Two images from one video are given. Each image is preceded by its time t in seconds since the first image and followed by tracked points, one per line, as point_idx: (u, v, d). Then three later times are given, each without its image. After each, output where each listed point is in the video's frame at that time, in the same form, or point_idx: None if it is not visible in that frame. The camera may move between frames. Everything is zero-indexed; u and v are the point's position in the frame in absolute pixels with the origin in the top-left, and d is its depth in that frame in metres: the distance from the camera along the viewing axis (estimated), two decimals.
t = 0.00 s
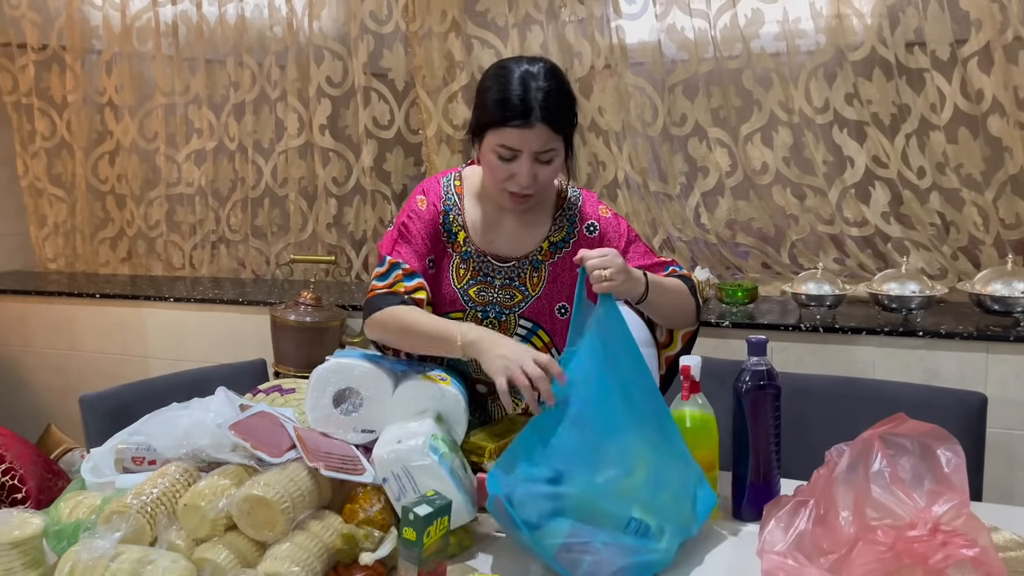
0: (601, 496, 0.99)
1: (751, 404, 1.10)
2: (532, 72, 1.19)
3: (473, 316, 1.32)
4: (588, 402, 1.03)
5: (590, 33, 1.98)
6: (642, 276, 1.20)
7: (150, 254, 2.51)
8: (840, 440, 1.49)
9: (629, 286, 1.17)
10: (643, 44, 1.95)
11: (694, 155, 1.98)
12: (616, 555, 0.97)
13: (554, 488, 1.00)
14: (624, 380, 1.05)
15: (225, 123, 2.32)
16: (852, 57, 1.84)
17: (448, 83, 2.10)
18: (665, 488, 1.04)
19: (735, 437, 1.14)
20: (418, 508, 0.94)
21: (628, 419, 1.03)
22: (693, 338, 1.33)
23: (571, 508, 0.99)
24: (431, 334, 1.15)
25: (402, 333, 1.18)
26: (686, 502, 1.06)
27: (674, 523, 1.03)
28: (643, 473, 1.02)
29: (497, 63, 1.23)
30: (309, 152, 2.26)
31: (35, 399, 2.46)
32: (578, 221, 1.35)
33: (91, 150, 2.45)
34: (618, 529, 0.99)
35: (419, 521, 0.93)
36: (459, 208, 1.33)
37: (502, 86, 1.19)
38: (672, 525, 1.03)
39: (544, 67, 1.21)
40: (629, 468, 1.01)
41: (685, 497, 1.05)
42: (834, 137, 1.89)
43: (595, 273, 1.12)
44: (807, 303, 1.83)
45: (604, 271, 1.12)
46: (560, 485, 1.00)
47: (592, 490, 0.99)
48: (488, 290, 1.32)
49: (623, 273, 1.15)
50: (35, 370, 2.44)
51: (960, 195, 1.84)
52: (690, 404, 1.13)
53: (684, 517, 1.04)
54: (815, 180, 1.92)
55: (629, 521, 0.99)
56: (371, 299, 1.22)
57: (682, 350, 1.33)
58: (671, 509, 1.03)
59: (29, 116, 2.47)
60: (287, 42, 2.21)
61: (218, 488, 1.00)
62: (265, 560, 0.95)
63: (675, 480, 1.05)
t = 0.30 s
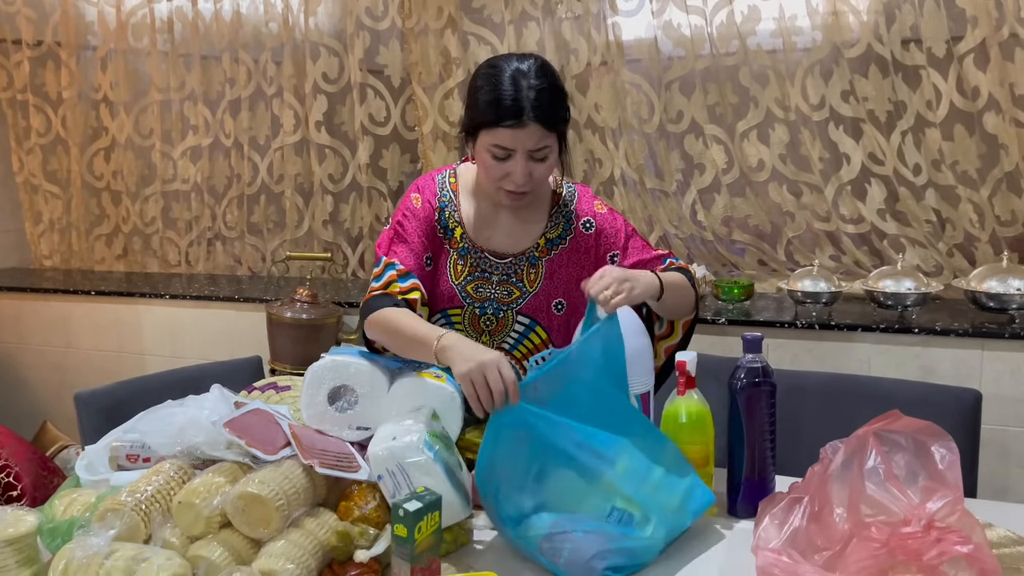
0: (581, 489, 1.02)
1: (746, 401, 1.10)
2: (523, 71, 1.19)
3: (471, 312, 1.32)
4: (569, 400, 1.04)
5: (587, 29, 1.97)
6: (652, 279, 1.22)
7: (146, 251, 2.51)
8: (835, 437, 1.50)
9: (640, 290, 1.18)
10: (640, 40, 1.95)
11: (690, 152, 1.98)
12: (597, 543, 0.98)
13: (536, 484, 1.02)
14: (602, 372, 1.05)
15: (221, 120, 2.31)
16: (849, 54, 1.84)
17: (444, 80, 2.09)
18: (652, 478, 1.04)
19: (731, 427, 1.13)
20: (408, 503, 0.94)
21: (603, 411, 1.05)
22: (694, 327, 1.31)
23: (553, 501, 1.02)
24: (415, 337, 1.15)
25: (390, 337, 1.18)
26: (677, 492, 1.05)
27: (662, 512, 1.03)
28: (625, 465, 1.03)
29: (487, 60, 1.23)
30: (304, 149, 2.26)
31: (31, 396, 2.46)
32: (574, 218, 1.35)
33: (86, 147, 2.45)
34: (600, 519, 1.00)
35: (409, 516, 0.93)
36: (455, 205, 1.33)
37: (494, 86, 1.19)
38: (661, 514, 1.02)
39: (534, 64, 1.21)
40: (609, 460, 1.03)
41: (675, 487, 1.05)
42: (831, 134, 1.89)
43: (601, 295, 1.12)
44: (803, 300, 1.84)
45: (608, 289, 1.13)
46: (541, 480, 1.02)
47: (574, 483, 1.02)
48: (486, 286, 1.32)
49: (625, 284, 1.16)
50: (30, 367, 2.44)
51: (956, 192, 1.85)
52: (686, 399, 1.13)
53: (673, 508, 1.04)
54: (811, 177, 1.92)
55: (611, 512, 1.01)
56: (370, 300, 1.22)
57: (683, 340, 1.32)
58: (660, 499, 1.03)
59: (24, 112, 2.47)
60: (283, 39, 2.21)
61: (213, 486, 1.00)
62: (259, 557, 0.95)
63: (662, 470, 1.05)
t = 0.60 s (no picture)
0: (584, 491, 1.02)
1: (748, 400, 1.10)
2: (527, 68, 1.19)
3: (477, 309, 1.32)
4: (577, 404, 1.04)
5: (588, 28, 1.97)
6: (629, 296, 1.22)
7: (146, 249, 2.50)
8: (837, 437, 1.50)
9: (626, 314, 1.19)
10: (641, 39, 1.95)
11: (692, 152, 1.98)
12: (596, 538, 0.98)
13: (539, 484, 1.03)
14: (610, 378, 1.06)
15: (222, 118, 2.31)
16: (850, 54, 1.84)
17: (445, 78, 2.09)
18: (655, 480, 1.03)
19: (733, 427, 1.13)
20: (405, 501, 0.93)
21: (609, 412, 1.03)
22: (707, 308, 1.35)
23: (556, 501, 1.02)
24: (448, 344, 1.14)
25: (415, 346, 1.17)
26: (683, 493, 1.05)
27: (665, 514, 1.02)
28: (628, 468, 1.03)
29: (489, 58, 1.23)
30: (305, 147, 2.25)
31: (31, 394, 2.45)
32: (575, 213, 1.35)
33: (87, 144, 2.44)
34: (601, 518, 1.00)
35: (406, 513, 0.92)
36: (457, 203, 1.32)
37: (498, 85, 1.19)
38: (663, 514, 1.02)
39: (538, 61, 1.21)
40: (611, 461, 1.03)
41: (680, 489, 1.05)
42: (832, 133, 1.89)
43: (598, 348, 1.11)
44: (804, 299, 1.84)
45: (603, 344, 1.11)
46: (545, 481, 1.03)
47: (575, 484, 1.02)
48: (491, 283, 1.32)
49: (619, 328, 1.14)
50: (30, 364, 2.44)
51: (958, 192, 1.85)
52: (688, 399, 1.13)
53: (677, 506, 1.03)
54: (813, 176, 1.92)
55: (612, 511, 1.01)
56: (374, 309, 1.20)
57: (698, 320, 1.35)
58: (662, 500, 1.03)
59: (25, 109, 2.47)
60: (284, 37, 2.21)
61: (216, 484, 1.00)
62: (262, 555, 0.95)
63: (667, 472, 1.04)
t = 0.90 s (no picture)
0: (591, 490, 1.02)
1: (755, 401, 1.10)
2: (525, 55, 1.22)
3: (490, 309, 1.33)
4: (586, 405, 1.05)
5: (594, 28, 1.97)
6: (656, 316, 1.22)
7: (151, 247, 2.50)
8: (842, 438, 1.50)
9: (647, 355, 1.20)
10: (647, 39, 1.95)
11: (697, 152, 1.98)
12: (603, 537, 0.98)
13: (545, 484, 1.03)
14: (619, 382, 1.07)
15: (227, 116, 2.31)
16: (856, 55, 1.84)
17: (451, 78, 2.09)
18: (662, 480, 1.04)
19: (739, 428, 1.13)
20: (410, 498, 0.94)
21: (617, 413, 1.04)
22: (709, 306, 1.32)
23: (562, 501, 1.02)
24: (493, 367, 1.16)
25: (449, 354, 1.17)
26: (690, 493, 1.05)
27: (672, 513, 1.03)
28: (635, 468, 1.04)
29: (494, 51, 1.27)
30: (310, 145, 2.26)
31: (35, 391, 2.46)
32: (579, 210, 1.35)
33: (91, 142, 2.45)
34: (607, 517, 1.00)
35: (411, 511, 0.93)
36: (471, 203, 1.32)
37: (495, 69, 1.22)
38: (670, 513, 1.02)
39: (538, 53, 1.24)
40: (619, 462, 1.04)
41: (687, 489, 1.05)
42: (838, 134, 1.89)
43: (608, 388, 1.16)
44: (809, 300, 1.84)
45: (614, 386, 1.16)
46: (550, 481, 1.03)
47: (582, 484, 1.02)
48: (503, 283, 1.32)
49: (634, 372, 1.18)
50: (35, 361, 2.44)
51: (963, 193, 1.84)
52: (695, 399, 1.13)
53: (684, 507, 1.04)
54: (818, 177, 1.92)
55: (619, 511, 1.01)
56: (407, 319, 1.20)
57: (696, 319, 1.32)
58: (669, 500, 1.04)
59: (30, 107, 2.47)
60: (289, 35, 2.21)
61: (223, 482, 1.00)
62: (270, 553, 0.95)
63: (674, 471, 1.05)
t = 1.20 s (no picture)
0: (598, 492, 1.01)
1: (761, 403, 1.10)
2: (531, 51, 1.23)
3: (492, 311, 1.33)
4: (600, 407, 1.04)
5: (600, 29, 1.97)
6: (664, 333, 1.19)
7: (155, 245, 2.51)
8: (846, 441, 1.50)
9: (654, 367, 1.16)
10: (653, 40, 1.95)
11: (702, 153, 1.98)
12: (609, 538, 0.98)
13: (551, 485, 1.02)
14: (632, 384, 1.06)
15: (232, 115, 2.32)
16: (863, 57, 1.84)
17: (456, 78, 2.09)
18: (667, 483, 1.05)
19: (745, 429, 1.13)
20: (418, 499, 0.94)
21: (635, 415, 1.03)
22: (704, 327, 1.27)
23: (567, 502, 1.01)
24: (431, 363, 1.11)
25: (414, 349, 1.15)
26: (694, 495, 1.06)
27: (676, 516, 1.04)
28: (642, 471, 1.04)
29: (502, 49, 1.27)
30: (315, 145, 2.26)
31: (40, 389, 2.46)
32: (586, 213, 1.34)
33: (97, 141, 2.45)
34: (614, 519, 1.01)
35: (420, 512, 0.93)
36: (475, 203, 1.33)
37: (502, 65, 1.23)
38: (674, 516, 1.03)
39: (545, 50, 1.24)
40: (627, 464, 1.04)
41: (693, 491, 1.06)
42: (844, 137, 1.89)
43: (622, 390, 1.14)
44: (814, 303, 1.83)
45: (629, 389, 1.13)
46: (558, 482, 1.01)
47: (590, 485, 1.01)
48: (506, 285, 1.33)
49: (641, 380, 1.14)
50: (39, 359, 2.44)
51: (969, 196, 1.84)
52: (701, 402, 1.13)
53: (689, 509, 1.05)
54: (824, 179, 1.92)
55: (626, 512, 1.01)
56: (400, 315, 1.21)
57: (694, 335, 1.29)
58: (673, 503, 1.05)
59: (36, 105, 2.47)
60: (295, 35, 2.21)
61: (229, 480, 1.00)
62: (276, 552, 0.95)
63: (679, 475, 1.06)
